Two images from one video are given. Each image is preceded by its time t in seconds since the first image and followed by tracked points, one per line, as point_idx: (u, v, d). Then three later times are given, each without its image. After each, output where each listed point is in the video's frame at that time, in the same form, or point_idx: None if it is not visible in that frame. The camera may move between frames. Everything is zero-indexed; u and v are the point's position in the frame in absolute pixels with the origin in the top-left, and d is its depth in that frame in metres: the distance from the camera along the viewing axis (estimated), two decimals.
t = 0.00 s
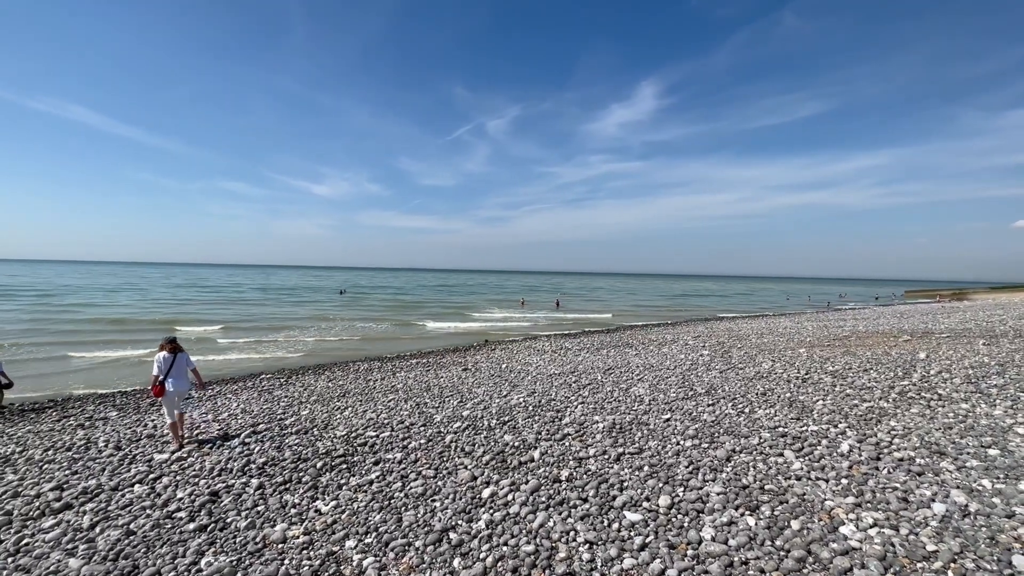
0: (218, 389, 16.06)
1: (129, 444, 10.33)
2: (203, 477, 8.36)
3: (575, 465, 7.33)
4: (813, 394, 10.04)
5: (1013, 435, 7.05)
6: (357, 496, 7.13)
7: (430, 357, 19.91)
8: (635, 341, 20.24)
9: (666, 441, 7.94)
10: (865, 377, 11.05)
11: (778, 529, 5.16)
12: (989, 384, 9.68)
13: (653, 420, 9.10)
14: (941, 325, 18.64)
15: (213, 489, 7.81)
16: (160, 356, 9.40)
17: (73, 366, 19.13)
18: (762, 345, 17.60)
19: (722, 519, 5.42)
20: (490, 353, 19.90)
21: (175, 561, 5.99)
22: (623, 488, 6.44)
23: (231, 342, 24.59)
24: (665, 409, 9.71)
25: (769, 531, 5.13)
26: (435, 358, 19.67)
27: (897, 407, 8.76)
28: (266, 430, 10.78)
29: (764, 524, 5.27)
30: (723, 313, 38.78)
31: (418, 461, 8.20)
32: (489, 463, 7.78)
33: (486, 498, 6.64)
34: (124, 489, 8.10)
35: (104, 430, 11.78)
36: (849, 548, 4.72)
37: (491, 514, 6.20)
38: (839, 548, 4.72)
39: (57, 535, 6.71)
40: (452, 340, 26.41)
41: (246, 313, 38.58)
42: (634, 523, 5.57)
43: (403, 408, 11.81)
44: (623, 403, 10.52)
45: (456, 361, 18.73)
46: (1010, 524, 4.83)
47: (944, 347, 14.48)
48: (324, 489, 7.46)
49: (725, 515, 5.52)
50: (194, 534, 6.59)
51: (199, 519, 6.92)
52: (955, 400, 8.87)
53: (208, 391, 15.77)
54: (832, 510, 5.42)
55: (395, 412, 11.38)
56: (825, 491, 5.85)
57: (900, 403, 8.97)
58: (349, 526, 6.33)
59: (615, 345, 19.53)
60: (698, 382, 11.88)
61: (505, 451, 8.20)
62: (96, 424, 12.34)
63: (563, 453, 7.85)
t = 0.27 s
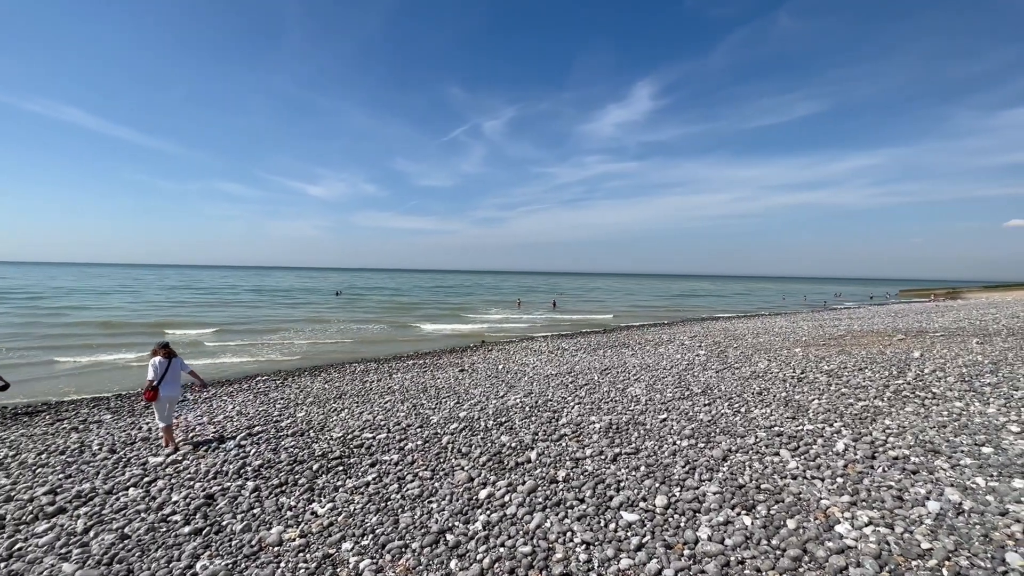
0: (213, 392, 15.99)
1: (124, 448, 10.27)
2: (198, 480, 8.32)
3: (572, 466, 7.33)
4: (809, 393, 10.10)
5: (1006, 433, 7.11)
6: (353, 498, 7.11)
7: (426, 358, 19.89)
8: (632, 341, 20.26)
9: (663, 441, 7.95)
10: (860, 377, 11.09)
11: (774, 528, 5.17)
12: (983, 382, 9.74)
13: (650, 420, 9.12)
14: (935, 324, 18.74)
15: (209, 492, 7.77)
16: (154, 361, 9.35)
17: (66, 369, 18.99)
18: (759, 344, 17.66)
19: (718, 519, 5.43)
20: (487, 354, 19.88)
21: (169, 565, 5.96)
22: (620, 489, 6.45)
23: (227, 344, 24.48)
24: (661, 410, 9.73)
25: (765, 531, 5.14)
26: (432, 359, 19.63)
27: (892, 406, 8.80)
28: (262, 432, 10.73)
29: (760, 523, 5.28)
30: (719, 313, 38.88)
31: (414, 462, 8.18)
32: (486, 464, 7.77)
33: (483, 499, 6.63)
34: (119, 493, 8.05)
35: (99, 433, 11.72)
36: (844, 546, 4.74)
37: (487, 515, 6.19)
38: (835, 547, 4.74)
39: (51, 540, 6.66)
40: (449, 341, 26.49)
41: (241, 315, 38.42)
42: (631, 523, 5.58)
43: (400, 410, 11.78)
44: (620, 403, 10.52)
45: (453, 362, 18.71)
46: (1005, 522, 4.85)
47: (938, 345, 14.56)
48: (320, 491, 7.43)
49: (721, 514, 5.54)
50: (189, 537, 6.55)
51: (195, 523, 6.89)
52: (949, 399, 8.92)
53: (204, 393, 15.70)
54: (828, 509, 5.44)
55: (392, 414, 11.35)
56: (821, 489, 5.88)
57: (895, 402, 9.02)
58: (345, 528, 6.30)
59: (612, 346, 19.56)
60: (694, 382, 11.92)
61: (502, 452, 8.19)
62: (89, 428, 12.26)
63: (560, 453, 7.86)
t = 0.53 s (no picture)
0: (208, 394, 15.87)
1: (117, 451, 10.18)
2: (192, 483, 8.25)
3: (568, 466, 7.32)
4: (803, 392, 10.14)
5: (998, 431, 7.16)
6: (349, 500, 7.07)
7: (422, 359, 19.81)
8: (628, 341, 20.31)
9: (659, 441, 7.96)
10: (853, 376, 11.14)
11: (769, 527, 5.19)
12: (974, 380, 9.82)
13: (646, 420, 9.13)
14: (928, 323, 18.90)
15: (203, 495, 7.71)
16: (144, 363, 9.27)
17: (58, 373, 18.81)
18: (754, 344, 17.76)
19: (713, 518, 5.45)
20: (483, 355, 19.85)
21: (164, 569, 5.91)
22: (615, 488, 6.46)
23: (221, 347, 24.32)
24: (657, 410, 9.73)
25: (760, 530, 5.16)
26: (427, 360, 19.57)
27: (884, 404, 8.86)
28: (257, 435, 10.66)
29: (755, 522, 5.30)
30: (715, 314, 39.02)
31: (410, 464, 8.15)
32: (482, 465, 7.74)
33: (479, 500, 6.62)
34: (112, 496, 7.97)
35: (91, 436, 11.61)
36: (838, 545, 4.76)
37: (483, 516, 6.18)
38: (829, 545, 4.76)
39: (42, 544, 6.59)
40: (444, 343, 26.44)
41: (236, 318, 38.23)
42: (627, 523, 5.58)
43: (395, 411, 11.73)
44: (616, 404, 10.53)
45: (449, 363, 18.68)
46: (996, 519, 4.90)
47: (931, 344, 14.69)
48: (316, 494, 7.39)
49: (716, 513, 5.56)
50: (183, 541, 6.49)
51: (189, 526, 6.83)
52: (942, 397, 8.99)
53: (198, 396, 15.60)
54: (822, 507, 5.47)
55: (388, 415, 11.31)
56: (816, 488, 5.91)
57: (887, 400, 9.08)
58: (341, 530, 6.27)
59: (608, 346, 19.59)
60: (690, 382, 11.95)
61: (498, 454, 8.16)
62: (82, 431, 12.13)
63: (556, 454, 7.85)
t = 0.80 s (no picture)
0: (171, 407, 14.31)
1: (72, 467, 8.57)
2: (155, 505, 6.70)
3: (569, 484, 6.32)
4: (825, 401, 8.81)
5: None
6: (328, 523, 5.83)
7: (409, 367, 18.22)
8: (632, 347, 18.84)
9: (669, 456, 6.97)
10: (879, 383, 9.59)
11: (788, 550, 4.63)
12: None
13: (655, 433, 7.89)
14: (955, 324, 17.50)
15: (166, 518, 6.23)
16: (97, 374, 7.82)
17: (14, 385, 17.26)
18: (769, 349, 16.31)
19: (727, 540, 4.85)
20: (474, 362, 18.27)
21: None
22: (620, 508, 5.66)
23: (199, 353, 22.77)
24: (667, 420, 8.45)
25: (778, 552, 4.61)
26: (414, 368, 18.04)
27: (914, 415, 7.62)
28: (223, 450, 9.15)
29: (773, 544, 4.73)
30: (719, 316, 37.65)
31: (396, 482, 6.80)
32: (475, 484, 6.57)
33: (471, 522, 5.60)
34: (66, 520, 6.45)
35: (42, 452, 10.10)
36: (863, 569, 4.26)
37: (478, 538, 5.26)
38: (853, 569, 4.26)
39: None
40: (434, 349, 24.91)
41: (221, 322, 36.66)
42: (632, 545, 4.91)
43: (379, 424, 10.27)
44: (621, 415, 9.03)
45: (438, 371, 17.12)
46: None
47: (967, 348, 13.29)
48: (291, 516, 6.08)
49: (730, 535, 4.94)
50: (144, 570, 5.20)
51: (151, 552, 5.49)
52: (976, 407, 7.70)
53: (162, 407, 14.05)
54: (844, 527, 4.89)
55: (370, 429, 9.77)
56: (838, 506, 5.28)
57: (916, 409, 7.80)
58: (319, 556, 5.16)
59: (610, 352, 18.10)
60: (700, 391, 10.40)
61: (493, 471, 6.93)
62: (30, 448, 10.64)
63: (555, 471, 6.77)
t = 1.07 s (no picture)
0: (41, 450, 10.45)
1: None
2: None
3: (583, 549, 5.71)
4: None
5: None
6: None
7: (367, 399, 13.87)
8: (667, 369, 14.66)
9: (711, 517, 6.15)
10: None
11: None
12: None
13: (697, 485, 6.99)
14: None
15: None
16: None
17: None
18: (856, 373, 12.07)
19: None
20: (457, 391, 13.91)
21: None
22: None
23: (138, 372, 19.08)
24: (713, 468, 7.48)
25: None
26: (377, 398, 13.85)
27: None
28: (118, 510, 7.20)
29: None
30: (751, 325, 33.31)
31: (349, 552, 5.95)
32: (454, 552, 5.85)
33: None
34: None
35: None
36: None
37: None
38: None
39: None
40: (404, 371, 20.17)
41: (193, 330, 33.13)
42: None
43: (327, 473, 8.25)
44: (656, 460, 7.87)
45: (408, 403, 12.82)
46: None
47: None
48: None
49: None
50: None
51: None
52: None
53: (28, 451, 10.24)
54: None
55: (317, 478, 8.01)
56: None
57: None
58: None
59: (638, 376, 13.87)
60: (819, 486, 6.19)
61: (476, 536, 6.17)
62: None
63: (565, 533, 6.09)
